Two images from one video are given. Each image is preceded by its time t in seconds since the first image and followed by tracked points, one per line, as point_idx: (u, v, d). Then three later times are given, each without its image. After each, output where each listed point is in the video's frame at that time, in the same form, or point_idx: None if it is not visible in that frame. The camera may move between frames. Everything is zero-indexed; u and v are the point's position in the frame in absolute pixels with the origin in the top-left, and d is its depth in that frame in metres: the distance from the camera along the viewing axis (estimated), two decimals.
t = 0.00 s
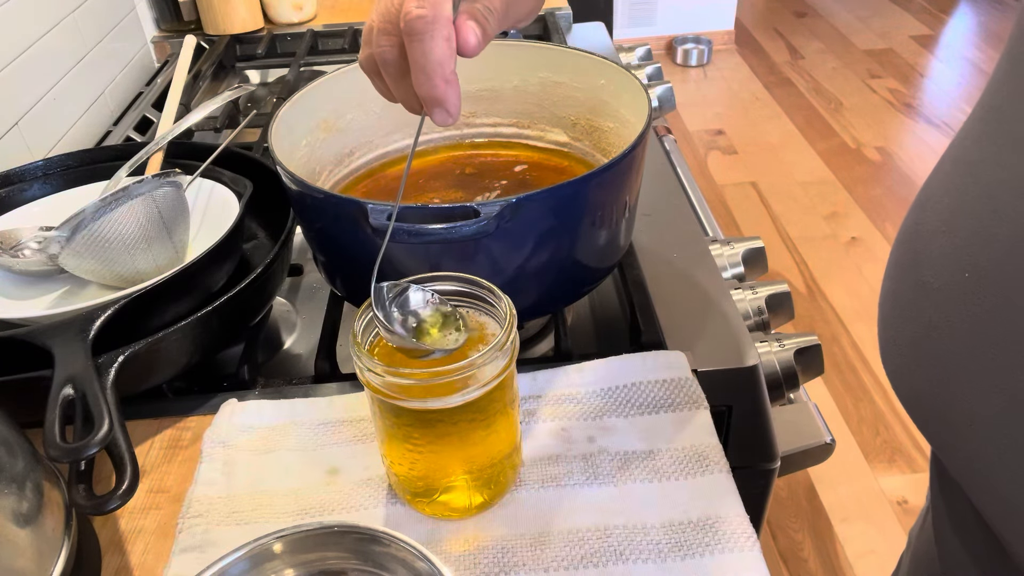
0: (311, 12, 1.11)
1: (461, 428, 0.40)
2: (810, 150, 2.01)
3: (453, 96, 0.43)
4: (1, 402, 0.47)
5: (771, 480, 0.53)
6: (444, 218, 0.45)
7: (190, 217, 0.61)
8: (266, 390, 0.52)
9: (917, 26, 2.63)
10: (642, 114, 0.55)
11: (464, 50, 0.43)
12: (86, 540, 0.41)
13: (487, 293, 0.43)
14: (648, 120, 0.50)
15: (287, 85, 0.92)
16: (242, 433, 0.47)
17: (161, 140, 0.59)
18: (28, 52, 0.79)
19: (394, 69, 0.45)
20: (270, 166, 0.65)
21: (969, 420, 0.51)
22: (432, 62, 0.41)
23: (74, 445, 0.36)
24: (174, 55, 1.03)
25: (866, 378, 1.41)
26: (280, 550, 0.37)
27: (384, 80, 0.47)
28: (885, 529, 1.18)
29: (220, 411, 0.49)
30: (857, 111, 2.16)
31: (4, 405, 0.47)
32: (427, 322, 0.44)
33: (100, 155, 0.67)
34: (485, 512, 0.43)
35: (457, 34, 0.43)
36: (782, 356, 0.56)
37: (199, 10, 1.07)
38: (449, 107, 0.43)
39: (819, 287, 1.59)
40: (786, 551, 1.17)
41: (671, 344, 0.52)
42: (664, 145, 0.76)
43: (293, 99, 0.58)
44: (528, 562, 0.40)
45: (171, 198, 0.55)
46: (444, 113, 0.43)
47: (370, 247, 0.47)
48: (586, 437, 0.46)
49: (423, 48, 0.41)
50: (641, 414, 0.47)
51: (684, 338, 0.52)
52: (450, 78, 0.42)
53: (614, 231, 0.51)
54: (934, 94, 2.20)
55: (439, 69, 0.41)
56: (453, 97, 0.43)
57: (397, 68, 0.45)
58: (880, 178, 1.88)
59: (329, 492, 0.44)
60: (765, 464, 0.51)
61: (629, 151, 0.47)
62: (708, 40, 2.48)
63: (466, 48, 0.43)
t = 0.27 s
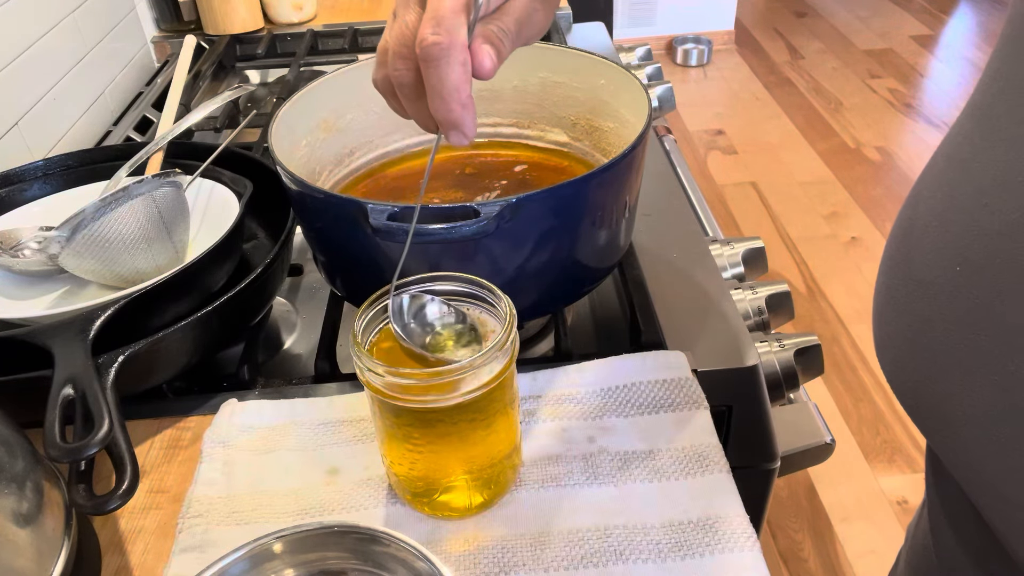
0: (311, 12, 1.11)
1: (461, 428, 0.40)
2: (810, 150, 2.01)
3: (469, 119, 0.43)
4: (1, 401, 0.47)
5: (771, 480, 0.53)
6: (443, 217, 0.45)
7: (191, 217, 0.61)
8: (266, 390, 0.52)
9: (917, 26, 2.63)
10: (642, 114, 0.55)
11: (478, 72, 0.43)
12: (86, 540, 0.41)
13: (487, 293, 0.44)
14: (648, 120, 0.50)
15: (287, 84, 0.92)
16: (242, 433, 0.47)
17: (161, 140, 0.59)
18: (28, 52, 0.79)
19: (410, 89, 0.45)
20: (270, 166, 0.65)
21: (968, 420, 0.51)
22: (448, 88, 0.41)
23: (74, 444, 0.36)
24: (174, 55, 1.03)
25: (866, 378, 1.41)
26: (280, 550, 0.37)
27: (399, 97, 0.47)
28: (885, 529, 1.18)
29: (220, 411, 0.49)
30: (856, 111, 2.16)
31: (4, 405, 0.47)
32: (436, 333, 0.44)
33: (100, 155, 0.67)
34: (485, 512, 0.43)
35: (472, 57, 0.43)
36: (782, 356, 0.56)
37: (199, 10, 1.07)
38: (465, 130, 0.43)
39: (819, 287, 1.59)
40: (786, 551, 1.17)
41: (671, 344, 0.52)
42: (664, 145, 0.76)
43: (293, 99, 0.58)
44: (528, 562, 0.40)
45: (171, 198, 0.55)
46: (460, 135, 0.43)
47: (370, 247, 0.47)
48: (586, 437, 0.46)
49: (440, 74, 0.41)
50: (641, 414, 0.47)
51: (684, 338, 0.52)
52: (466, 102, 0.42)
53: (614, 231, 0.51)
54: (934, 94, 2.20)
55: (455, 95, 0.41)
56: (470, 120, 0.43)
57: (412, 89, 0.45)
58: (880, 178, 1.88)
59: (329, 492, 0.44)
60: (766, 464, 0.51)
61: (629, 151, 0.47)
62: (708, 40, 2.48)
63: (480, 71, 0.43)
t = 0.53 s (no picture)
0: (311, 12, 1.11)
1: (461, 428, 0.40)
2: (810, 150, 2.01)
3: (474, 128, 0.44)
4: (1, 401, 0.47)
5: (771, 480, 0.53)
6: (443, 217, 0.45)
7: (191, 217, 0.61)
8: (266, 390, 0.52)
9: (917, 26, 2.63)
10: (642, 114, 0.55)
11: (480, 86, 0.43)
12: (86, 540, 0.41)
13: (487, 294, 0.44)
14: (648, 120, 0.50)
15: (287, 84, 0.92)
16: (242, 433, 0.47)
17: (161, 140, 0.59)
18: (28, 52, 0.79)
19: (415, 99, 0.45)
20: (270, 166, 0.65)
21: (968, 420, 0.51)
22: (450, 101, 0.41)
23: (74, 445, 0.36)
24: (174, 55, 1.03)
25: (867, 378, 1.41)
26: (280, 550, 0.37)
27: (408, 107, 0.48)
28: (885, 529, 1.18)
29: (220, 411, 0.49)
30: (856, 111, 2.16)
31: (3, 405, 0.47)
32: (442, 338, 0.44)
33: (101, 155, 0.67)
34: (485, 512, 0.43)
35: (472, 71, 0.43)
36: (782, 356, 0.56)
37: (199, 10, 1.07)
38: (469, 139, 0.44)
39: (820, 287, 1.59)
40: (786, 551, 1.17)
41: (671, 344, 0.52)
42: (664, 145, 0.76)
43: (293, 99, 0.58)
44: (528, 562, 0.40)
45: (171, 198, 0.55)
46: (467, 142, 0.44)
47: (370, 247, 0.47)
48: (586, 437, 0.46)
49: (441, 87, 0.41)
50: (641, 414, 0.47)
51: (684, 338, 0.52)
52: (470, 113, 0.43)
53: (614, 231, 0.51)
54: (934, 94, 2.20)
55: (458, 106, 0.42)
56: (473, 130, 0.43)
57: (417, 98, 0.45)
58: (880, 178, 1.88)
59: (329, 492, 0.44)
60: (765, 464, 0.51)
61: (629, 150, 0.47)
62: (708, 40, 2.48)
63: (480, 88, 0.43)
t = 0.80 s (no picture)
0: (310, 12, 1.11)
1: (461, 428, 0.40)
2: (810, 150, 2.01)
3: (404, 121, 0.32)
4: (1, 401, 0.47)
5: (771, 480, 0.53)
6: (443, 217, 0.45)
7: (191, 217, 0.61)
8: (266, 390, 0.52)
9: (917, 26, 2.63)
10: (642, 114, 0.55)
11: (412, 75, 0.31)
12: (86, 540, 0.41)
13: (487, 294, 0.44)
14: (648, 120, 0.50)
15: (287, 84, 0.92)
16: (242, 433, 0.47)
17: (161, 140, 0.59)
18: (28, 52, 0.79)
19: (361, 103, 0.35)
20: (270, 166, 0.65)
21: (968, 419, 0.51)
22: (370, 96, 0.31)
23: (74, 444, 0.36)
24: (173, 55, 1.03)
25: (867, 378, 1.41)
26: (280, 550, 0.37)
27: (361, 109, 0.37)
28: (885, 529, 1.18)
29: (221, 411, 0.49)
30: (856, 111, 2.16)
31: (3, 405, 0.47)
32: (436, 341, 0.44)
33: (101, 155, 0.67)
34: (485, 511, 0.43)
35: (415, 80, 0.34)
36: (782, 356, 0.56)
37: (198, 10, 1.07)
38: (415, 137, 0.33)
39: (820, 287, 1.59)
40: (786, 551, 1.17)
41: (671, 344, 0.52)
42: (664, 145, 0.76)
43: (293, 99, 0.58)
44: (528, 562, 0.40)
45: (171, 199, 0.55)
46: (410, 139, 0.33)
47: (370, 247, 0.47)
48: (586, 437, 0.46)
49: (365, 83, 0.30)
50: (641, 414, 0.47)
51: (684, 338, 0.52)
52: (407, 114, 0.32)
53: (614, 231, 0.51)
54: (934, 94, 2.20)
55: (386, 101, 0.31)
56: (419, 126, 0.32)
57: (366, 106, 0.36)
58: (880, 178, 1.88)
59: (329, 492, 0.44)
60: (765, 464, 0.51)
61: (629, 150, 0.47)
62: (708, 40, 2.48)
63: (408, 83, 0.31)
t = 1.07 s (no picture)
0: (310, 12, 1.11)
1: (461, 429, 0.40)
2: (810, 150, 2.01)
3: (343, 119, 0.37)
4: (1, 401, 0.47)
5: (771, 480, 0.53)
6: (444, 217, 0.45)
7: (191, 217, 0.61)
8: (266, 390, 0.52)
9: (917, 26, 2.63)
10: (643, 113, 0.55)
11: (341, 89, 0.36)
12: (86, 541, 0.41)
13: (487, 294, 0.44)
14: (648, 120, 0.50)
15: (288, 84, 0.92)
16: (242, 432, 0.47)
17: (161, 140, 0.59)
18: (28, 52, 0.79)
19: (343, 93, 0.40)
20: (270, 166, 0.65)
21: (968, 419, 0.51)
22: (311, 104, 0.37)
23: (74, 445, 0.36)
24: (174, 55, 1.03)
25: (867, 378, 1.41)
26: (280, 550, 0.37)
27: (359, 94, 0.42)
28: (885, 529, 1.18)
29: (221, 411, 0.49)
30: (856, 111, 2.16)
31: (4, 405, 0.47)
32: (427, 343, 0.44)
33: (101, 155, 0.67)
34: (485, 511, 0.43)
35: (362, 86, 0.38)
36: (782, 356, 0.56)
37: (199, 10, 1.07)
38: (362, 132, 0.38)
39: (820, 287, 1.59)
40: (786, 551, 1.17)
41: (671, 344, 0.52)
42: (664, 145, 0.76)
43: (293, 99, 0.58)
44: (528, 562, 0.40)
45: (170, 198, 0.55)
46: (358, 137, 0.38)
47: (370, 247, 0.47)
48: (586, 437, 0.46)
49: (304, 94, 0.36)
50: (641, 414, 0.47)
51: (684, 338, 0.52)
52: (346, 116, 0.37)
53: (614, 231, 0.51)
54: (934, 94, 2.20)
55: (323, 108, 0.37)
56: (361, 127, 0.38)
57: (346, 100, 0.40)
58: (880, 178, 1.88)
59: (329, 492, 0.44)
60: (765, 464, 0.51)
61: (629, 150, 0.47)
62: (708, 40, 2.48)
63: (339, 95, 0.36)
